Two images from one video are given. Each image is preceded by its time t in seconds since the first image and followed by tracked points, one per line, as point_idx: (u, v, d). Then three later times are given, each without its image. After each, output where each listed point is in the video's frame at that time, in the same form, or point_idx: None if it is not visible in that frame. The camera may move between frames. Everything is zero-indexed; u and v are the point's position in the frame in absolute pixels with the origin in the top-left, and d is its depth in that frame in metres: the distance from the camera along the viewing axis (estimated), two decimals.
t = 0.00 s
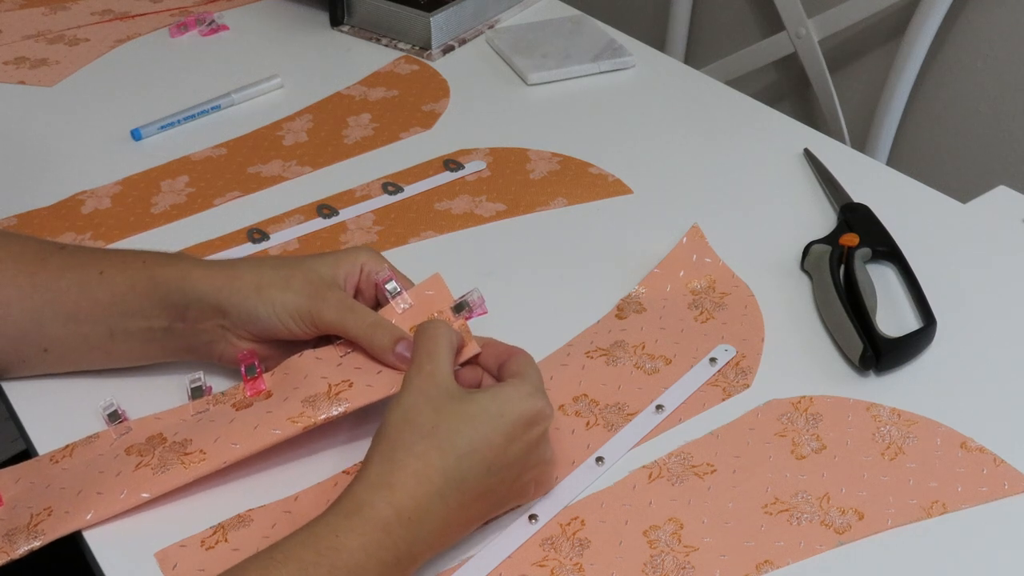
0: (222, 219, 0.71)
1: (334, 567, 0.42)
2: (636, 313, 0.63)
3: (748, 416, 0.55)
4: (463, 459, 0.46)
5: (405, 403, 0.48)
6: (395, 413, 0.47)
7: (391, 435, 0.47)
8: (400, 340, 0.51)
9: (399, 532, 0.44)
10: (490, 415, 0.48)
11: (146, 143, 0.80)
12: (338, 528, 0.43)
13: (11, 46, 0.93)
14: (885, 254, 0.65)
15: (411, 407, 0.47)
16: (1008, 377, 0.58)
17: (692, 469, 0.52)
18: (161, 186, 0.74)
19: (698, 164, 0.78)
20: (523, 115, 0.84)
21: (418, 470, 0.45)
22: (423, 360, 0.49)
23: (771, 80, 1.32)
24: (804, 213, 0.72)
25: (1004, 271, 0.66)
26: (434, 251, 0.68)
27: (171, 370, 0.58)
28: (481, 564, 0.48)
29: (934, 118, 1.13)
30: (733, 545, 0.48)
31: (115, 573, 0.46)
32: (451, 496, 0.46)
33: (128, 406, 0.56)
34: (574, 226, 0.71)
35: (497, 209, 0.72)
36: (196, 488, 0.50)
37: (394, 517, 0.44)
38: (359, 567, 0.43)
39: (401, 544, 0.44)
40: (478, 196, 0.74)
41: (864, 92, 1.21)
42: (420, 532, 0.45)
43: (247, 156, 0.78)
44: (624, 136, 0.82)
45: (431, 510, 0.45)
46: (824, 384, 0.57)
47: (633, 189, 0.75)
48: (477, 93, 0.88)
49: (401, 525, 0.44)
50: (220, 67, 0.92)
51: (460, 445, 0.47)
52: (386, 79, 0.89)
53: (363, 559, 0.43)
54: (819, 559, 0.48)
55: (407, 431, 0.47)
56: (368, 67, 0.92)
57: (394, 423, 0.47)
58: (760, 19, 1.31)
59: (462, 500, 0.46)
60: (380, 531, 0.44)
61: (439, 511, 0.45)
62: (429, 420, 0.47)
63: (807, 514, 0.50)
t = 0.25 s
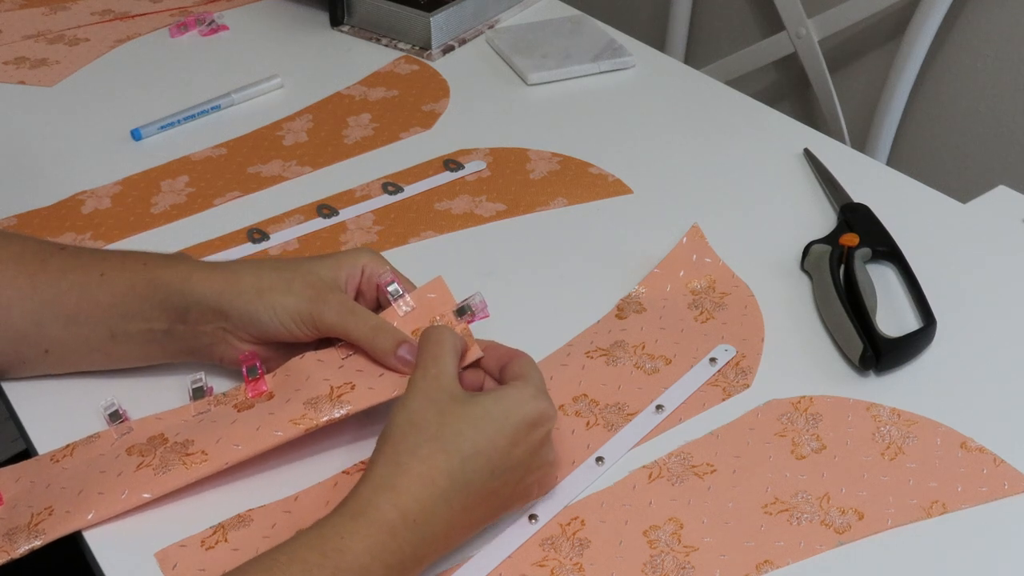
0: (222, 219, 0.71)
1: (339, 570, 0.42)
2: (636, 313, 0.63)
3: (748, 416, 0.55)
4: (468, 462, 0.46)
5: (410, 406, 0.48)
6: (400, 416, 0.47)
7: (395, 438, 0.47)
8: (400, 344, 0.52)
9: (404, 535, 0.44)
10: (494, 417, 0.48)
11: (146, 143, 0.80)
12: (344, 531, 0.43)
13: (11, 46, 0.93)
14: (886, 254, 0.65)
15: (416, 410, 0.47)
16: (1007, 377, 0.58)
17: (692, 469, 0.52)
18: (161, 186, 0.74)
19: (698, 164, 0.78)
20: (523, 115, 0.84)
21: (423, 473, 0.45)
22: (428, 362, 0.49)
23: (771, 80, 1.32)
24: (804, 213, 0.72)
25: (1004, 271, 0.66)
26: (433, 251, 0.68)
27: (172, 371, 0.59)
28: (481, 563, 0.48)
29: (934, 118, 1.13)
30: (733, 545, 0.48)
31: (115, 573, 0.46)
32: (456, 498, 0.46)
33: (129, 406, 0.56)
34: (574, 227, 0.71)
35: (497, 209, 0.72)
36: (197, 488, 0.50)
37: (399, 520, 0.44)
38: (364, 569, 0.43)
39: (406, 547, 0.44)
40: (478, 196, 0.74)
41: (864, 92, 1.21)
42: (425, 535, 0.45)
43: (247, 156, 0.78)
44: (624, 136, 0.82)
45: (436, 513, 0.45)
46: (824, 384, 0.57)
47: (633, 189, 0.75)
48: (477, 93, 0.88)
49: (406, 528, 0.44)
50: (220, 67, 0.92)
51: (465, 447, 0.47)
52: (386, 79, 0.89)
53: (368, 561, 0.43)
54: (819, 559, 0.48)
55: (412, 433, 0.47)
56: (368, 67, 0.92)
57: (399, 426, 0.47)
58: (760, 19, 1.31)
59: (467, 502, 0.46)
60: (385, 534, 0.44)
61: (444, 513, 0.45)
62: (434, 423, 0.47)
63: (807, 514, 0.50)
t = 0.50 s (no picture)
0: (222, 219, 0.71)
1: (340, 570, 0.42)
2: (636, 313, 0.63)
3: (748, 416, 0.55)
4: (471, 464, 0.46)
5: (414, 407, 0.48)
6: (403, 416, 0.47)
7: (399, 438, 0.47)
8: (400, 337, 0.52)
9: (405, 537, 0.44)
10: (496, 418, 0.48)
11: (146, 143, 0.80)
12: (346, 531, 0.43)
13: (11, 46, 0.93)
14: (885, 254, 0.65)
15: (420, 411, 0.47)
16: (1008, 377, 0.58)
17: (692, 469, 0.52)
18: (161, 186, 0.74)
19: (698, 164, 0.78)
20: (523, 115, 0.84)
21: (426, 474, 0.45)
22: (432, 364, 0.49)
23: (771, 80, 1.32)
24: (804, 213, 0.72)
25: (1004, 271, 0.66)
26: (433, 251, 0.68)
27: (173, 369, 0.59)
28: (482, 563, 0.48)
29: (934, 118, 1.13)
30: (733, 546, 0.48)
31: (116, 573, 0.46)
32: (458, 500, 0.46)
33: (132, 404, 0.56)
34: (575, 227, 0.71)
35: (497, 209, 0.72)
36: (198, 487, 0.50)
37: (401, 521, 0.44)
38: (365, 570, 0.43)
39: (407, 548, 0.44)
40: (478, 196, 0.74)
41: (864, 92, 1.21)
42: (426, 536, 0.45)
43: (247, 156, 0.78)
44: (624, 136, 0.82)
45: (437, 514, 0.45)
46: (824, 384, 0.57)
47: (633, 189, 0.75)
48: (477, 93, 0.88)
49: (408, 529, 0.44)
50: (220, 67, 0.92)
51: (468, 449, 0.47)
52: (386, 79, 0.89)
53: (369, 562, 0.43)
54: (819, 559, 0.48)
55: (415, 434, 0.47)
56: (368, 67, 0.92)
57: (403, 426, 0.47)
58: (760, 19, 1.31)
59: (469, 504, 0.46)
60: (387, 535, 0.44)
61: (446, 514, 0.45)
62: (437, 425, 0.47)
63: (807, 514, 0.50)
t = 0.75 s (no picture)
0: (222, 219, 0.71)
1: None
2: (636, 313, 0.63)
3: (748, 416, 0.55)
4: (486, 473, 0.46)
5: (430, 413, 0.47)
6: (420, 421, 0.47)
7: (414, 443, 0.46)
8: (405, 328, 0.52)
9: (419, 544, 0.44)
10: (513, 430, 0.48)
11: (146, 143, 0.80)
12: (361, 540, 0.43)
13: (11, 46, 0.93)
14: (886, 254, 0.65)
15: (436, 417, 0.47)
16: (1007, 377, 0.58)
17: (692, 469, 0.52)
18: (161, 186, 0.74)
19: (698, 164, 0.78)
20: (523, 115, 0.84)
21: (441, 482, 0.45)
22: (450, 371, 0.49)
23: (771, 80, 1.32)
24: (804, 213, 0.72)
25: (1004, 271, 0.66)
26: (433, 251, 0.68)
27: (175, 369, 0.59)
28: (482, 563, 0.48)
29: (933, 118, 1.13)
30: (733, 546, 0.48)
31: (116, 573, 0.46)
32: (472, 508, 0.46)
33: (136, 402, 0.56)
34: (575, 226, 0.71)
35: (497, 209, 0.72)
36: (201, 485, 0.50)
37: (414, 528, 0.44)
38: None
39: (419, 556, 0.44)
40: (478, 196, 0.74)
41: (864, 92, 1.21)
42: (438, 544, 0.45)
43: (247, 156, 0.78)
44: (624, 136, 0.82)
45: (450, 522, 0.45)
46: (823, 384, 0.57)
47: (633, 189, 0.75)
48: (477, 93, 0.88)
49: (422, 537, 0.44)
50: (220, 67, 0.92)
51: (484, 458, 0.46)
52: (386, 79, 0.89)
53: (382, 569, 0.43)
54: (819, 559, 0.48)
55: (433, 443, 0.46)
56: (368, 67, 0.92)
57: (419, 430, 0.47)
58: (760, 19, 1.31)
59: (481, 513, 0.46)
60: (400, 542, 0.43)
61: (459, 522, 0.45)
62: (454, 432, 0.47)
63: (807, 514, 0.50)
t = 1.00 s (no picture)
0: (222, 219, 0.71)
1: (347, 565, 0.42)
2: (636, 313, 0.63)
3: (748, 416, 0.55)
4: (484, 466, 0.46)
5: (429, 406, 0.48)
6: (419, 415, 0.47)
7: (413, 436, 0.47)
8: (406, 333, 0.52)
9: (415, 535, 0.44)
10: (512, 424, 0.48)
11: (146, 143, 0.80)
12: (355, 527, 0.43)
13: (11, 46, 0.93)
14: (885, 254, 0.65)
15: (435, 410, 0.47)
16: (1007, 377, 0.58)
17: (692, 469, 0.52)
18: (161, 186, 0.74)
19: (698, 164, 0.78)
20: (523, 115, 0.84)
21: (438, 474, 0.45)
22: (450, 365, 0.49)
23: (771, 80, 1.32)
24: (804, 213, 0.72)
25: (1004, 271, 0.66)
26: (433, 251, 0.68)
27: (175, 371, 0.59)
28: (481, 563, 0.48)
29: (934, 118, 1.13)
30: (734, 546, 0.48)
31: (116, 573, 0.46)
32: (470, 502, 0.46)
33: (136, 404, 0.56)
34: (575, 227, 0.71)
35: (497, 209, 0.72)
36: (201, 486, 0.50)
37: (410, 519, 0.44)
38: (371, 567, 0.43)
39: (415, 547, 0.44)
40: (478, 196, 0.74)
41: (864, 92, 1.21)
42: (435, 535, 0.45)
43: (247, 156, 0.78)
44: (624, 136, 0.82)
45: (448, 515, 0.45)
46: (824, 384, 0.57)
47: (633, 189, 0.75)
48: (477, 93, 0.88)
49: (418, 529, 0.44)
50: (220, 67, 0.92)
51: (482, 452, 0.46)
52: (386, 79, 0.89)
53: (377, 559, 0.43)
54: (819, 559, 0.48)
55: (430, 434, 0.46)
56: (368, 67, 0.92)
57: (418, 424, 0.47)
58: (760, 19, 1.31)
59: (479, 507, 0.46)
60: (396, 533, 0.44)
61: (457, 515, 0.45)
62: (452, 425, 0.47)
63: (807, 514, 0.50)
